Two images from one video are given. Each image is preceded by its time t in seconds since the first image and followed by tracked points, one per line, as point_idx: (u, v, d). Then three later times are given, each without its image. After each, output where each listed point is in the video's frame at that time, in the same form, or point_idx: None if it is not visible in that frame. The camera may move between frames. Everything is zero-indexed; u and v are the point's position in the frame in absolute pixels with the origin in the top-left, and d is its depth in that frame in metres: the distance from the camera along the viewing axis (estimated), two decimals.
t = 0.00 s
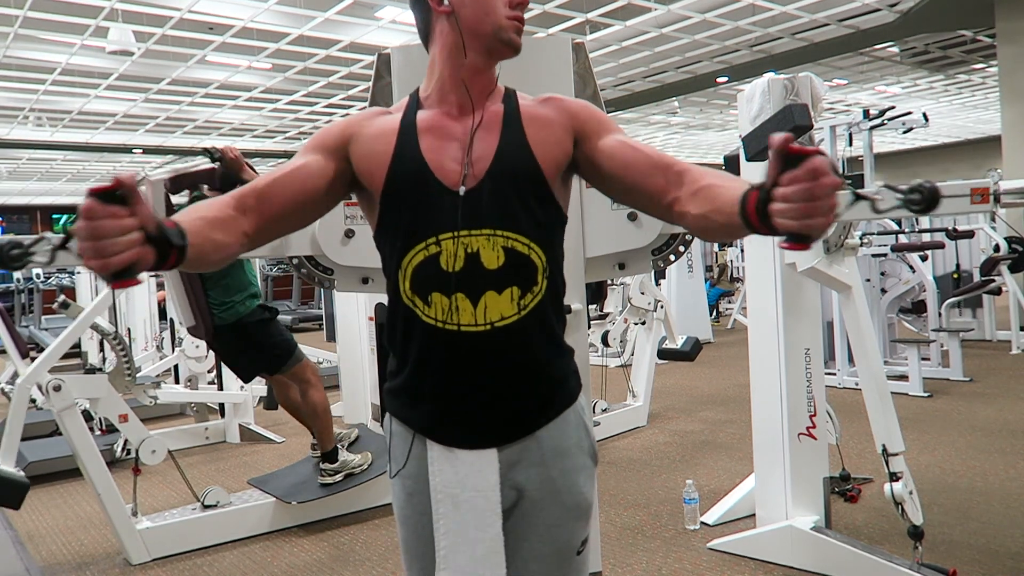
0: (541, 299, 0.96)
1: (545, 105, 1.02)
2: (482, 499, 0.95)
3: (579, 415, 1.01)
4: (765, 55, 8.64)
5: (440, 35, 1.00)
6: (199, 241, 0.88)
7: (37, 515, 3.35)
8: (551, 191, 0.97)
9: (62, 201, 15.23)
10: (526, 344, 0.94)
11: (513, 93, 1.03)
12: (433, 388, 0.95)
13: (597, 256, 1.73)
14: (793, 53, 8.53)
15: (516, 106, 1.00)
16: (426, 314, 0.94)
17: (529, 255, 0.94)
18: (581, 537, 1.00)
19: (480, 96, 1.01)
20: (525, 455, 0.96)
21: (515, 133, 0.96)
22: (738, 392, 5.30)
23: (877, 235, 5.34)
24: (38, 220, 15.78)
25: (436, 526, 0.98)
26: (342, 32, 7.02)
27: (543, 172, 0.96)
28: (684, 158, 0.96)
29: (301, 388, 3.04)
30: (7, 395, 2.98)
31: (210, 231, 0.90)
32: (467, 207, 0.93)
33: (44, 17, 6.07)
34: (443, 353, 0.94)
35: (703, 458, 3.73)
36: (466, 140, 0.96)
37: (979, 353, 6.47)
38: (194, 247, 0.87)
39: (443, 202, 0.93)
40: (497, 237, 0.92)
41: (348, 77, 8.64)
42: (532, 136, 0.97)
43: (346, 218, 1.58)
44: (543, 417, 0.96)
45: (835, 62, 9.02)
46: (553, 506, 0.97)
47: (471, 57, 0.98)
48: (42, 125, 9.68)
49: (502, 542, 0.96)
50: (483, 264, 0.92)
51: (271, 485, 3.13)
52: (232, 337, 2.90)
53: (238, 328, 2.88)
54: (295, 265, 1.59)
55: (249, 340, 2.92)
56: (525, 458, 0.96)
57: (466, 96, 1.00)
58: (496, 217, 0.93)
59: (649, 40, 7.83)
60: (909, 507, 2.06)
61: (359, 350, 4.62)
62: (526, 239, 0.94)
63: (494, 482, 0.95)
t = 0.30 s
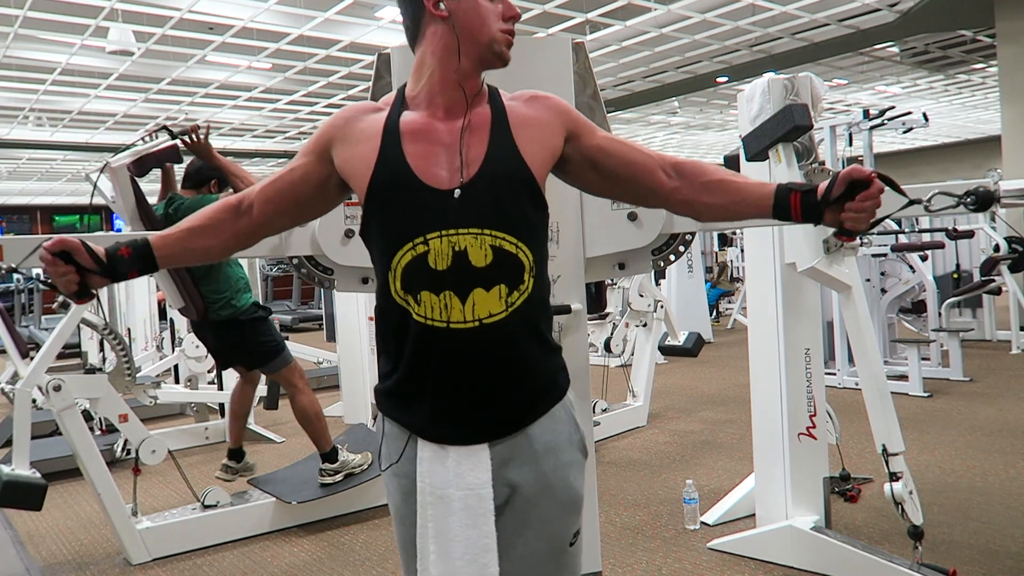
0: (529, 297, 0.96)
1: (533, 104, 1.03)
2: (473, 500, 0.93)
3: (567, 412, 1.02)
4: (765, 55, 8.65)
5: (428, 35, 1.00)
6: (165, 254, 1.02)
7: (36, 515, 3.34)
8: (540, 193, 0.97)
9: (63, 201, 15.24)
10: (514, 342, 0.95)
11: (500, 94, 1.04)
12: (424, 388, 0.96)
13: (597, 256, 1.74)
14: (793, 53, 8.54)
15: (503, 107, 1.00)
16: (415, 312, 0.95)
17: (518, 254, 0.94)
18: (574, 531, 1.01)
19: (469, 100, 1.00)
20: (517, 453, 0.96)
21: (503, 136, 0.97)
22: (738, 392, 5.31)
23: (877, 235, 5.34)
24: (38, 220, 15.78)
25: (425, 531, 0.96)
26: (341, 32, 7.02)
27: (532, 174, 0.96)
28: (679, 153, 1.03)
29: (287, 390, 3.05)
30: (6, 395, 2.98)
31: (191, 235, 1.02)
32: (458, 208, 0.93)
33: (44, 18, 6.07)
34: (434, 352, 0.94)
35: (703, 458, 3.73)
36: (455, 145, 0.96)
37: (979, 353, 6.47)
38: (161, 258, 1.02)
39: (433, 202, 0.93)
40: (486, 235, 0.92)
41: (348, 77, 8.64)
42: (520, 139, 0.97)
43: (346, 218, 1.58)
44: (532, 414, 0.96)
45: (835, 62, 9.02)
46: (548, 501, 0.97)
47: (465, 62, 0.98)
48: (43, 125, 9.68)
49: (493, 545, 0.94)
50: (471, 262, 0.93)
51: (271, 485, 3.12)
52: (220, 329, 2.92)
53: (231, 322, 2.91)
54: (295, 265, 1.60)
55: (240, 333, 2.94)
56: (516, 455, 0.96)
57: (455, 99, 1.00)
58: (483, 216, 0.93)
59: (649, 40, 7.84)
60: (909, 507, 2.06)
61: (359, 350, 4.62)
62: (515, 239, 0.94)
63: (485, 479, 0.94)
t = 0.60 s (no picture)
0: (509, 290, 1.01)
1: (512, 112, 1.08)
2: (453, 484, 1.00)
3: (549, 399, 1.06)
4: (765, 55, 8.64)
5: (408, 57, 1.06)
6: (127, 227, 1.04)
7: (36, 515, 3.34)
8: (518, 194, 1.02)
9: (62, 201, 15.20)
10: (494, 333, 1.00)
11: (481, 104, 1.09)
12: (409, 378, 1.02)
13: (597, 256, 1.74)
14: (793, 53, 8.54)
15: (481, 115, 1.05)
16: (402, 305, 1.00)
17: (497, 251, 0.99)
18: (559, 512, 1.05)
19: (451, 113, 1.05)
20: (497, 441, 1.01)
21: (485, 140, 1.01)
22: (738, 392, 5.31)
23: (877, 235, 5.34)
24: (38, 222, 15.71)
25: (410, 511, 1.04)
26: (341, 32, 7.02)
27: (509, 176, 1.01)
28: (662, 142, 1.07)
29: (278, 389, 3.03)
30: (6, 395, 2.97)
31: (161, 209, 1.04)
32: (437, 209, 0.98)
33: (44, 17, 6.07)
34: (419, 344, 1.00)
35: (704, 458, 3.73)
36: (438, 151, 1.01)
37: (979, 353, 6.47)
38: (123, 230, 1.04)
39: (412, 203, 0.99)
40: (465, 233, 0.98)
41: (348, 77, 8.63)
42: (498, 142, 1.02)
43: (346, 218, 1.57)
44: (512, 403, 1.01)
45: (835, 61, 9.01)
46: (530, 486, 1.02)
47: (445, 78, 1.04)
48: (42, 125, 9.67)
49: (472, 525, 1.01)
50: (452, 257, 0.98)
51: (271, 485, 3.13)
52: (215, 324, 2.94)
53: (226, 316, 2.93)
54: (295, 265, 1.61)
55: (234, 327, 2.94)
56: (497, 443, 1.01)
57: (437, 112, 1.05)
58: (464, 215, 0.98)
59: (649, 40, 7.83)
60: (909, 507, 2.06)
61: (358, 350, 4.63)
62: (493, 236, 0.99)
63: (467, 465, 1.00)
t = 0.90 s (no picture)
0: (550, 304, 0.96)
1: (551, 90, 0.99)
2: (472, 506, 0.94)
3: (579, 416, 1.00)
4: (765, 53, 8.64)
5: (434, 31, 0.94)
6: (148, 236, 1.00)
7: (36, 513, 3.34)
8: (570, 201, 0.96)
9: (62, 198, 15.20)
10: (533, 348, 0.94)
11: (515, 76, 0.99)
12: (438, 391, 0.95)
13: (597, 253, 1.69)
14: (793, 51, 8.53)
15: (528, 101, 0.97)
16: (435, 318, 0.94)
17: (541, 263, 0.94)
18: (583, 537, 0.99)
19: (484, 90, 0.97)
20: (525, 458, 0.95)
21: (534, 140, 0.94)
22: (737, 390, 5.31)
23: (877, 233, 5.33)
24: (38, 220, 15.70)
25: (424, 528, 0.97)
26: (341, 30, 7.01)
27: (561, 179, 0.94)
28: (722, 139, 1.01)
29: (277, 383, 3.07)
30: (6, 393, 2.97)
31: (183, 222, 1.00)
32: (480, 214, 0.92)
33: (43, 15, 6.06)
34: (449, 359, 0.94)
35: (703, 456, 3.73)
36: (472, 145, 0.93)
37: (979, 352, 6.47)
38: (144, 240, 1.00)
39: (451, 205, 0.92)
40: (511, 244, 0.92)
41: (348, 75, 8.63)
42: (554, 143, 0.95)
43: (346, 216, 1.57)
44: (544, 419, 0.95)
45: (836, 59, 9.01)
46: (555, 508, 0.96)
47: (469, 57, 0.94)
48: (42, 122, 9.67)
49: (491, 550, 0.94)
50: (495, 271, 0.92)
51: (271, 483, 3.13)
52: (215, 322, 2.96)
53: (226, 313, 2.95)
54: (295, 263, 1.59)
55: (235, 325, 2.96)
56: (525, 461, 0.95)
57: (466, 93, 0.96)
58: (509, 225, 0.92)
59: (649, 38, 7.83)
60: (908, 504, 2.06)
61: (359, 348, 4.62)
62: (539, 246, 0.94)
63: (487, 486, 0.94)
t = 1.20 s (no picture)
0: (527, 301, 0.96)
1: (524, 91, 0.99)
2: (450, 501, 0.94)
3: (557, 413, 0.99)
4: (765, 53, 8.64)
5: (408, 34, 0.94)
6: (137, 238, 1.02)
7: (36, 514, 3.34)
8: (544, 198, 0.96)
9: (62, 198, 15.20)
10: (510, 345, 0.94)
11: (488, 77, 0.99)
12: (416, 390, 0.95)
13: (597, 253, 1.71)
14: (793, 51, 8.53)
15: (504, 103, 0.96)
16: (413, 315, 0.94)
17: (517, 260, 0.94)
18: (564, 532, 0.99)
19: (460, 92, 0.96)
20: (502, 455, 0.95)
21: (510, 141, 0.94)
22: (738, 390, 5.31)
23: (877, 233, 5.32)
24: (38, 220, 15.69)
25: (406, 523, 0.98)
26: (341, 30, 7.01)
27: (535, 178, 0.94)
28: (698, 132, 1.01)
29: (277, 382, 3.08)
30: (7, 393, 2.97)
31: (173, 226, 1.02)
32: (456, 215, 0.92)
33: (43, 15, 6.06)
34: (427, 357, 0.94)
35: (703, 456, 3.73)
36: (449, 148, 0.93)
37: (979, 352, 6.48)
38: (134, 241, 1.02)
39: (428, 206, 0.92)
40: (487, 243, 0.92)
41: (348, 75, 8.63)
42: (531, 145, 0.96)
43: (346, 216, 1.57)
44: (523, 415, 0.95)
45: (836, 59, 9.01)
46: (533, 503, 0.96)
47: (445, 57, 0.94)
48: (42, 122, 9.67)
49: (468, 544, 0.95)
50: (472, 269, 0.92)
51: (271, 483, 3.13)
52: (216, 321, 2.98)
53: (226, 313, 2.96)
54: (295, 263, 1.59)
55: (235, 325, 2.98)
56: (502, 457, 0.95)
57: (443, 95, 0.95)
58: (485, 224, 0.92)
59: (649, 38, 7.83)
60: (908, 505, 2.06)
61: (359, 348, 4.63)
62: (515, 244, 0.94)
63: (465, 482, 0.94)
